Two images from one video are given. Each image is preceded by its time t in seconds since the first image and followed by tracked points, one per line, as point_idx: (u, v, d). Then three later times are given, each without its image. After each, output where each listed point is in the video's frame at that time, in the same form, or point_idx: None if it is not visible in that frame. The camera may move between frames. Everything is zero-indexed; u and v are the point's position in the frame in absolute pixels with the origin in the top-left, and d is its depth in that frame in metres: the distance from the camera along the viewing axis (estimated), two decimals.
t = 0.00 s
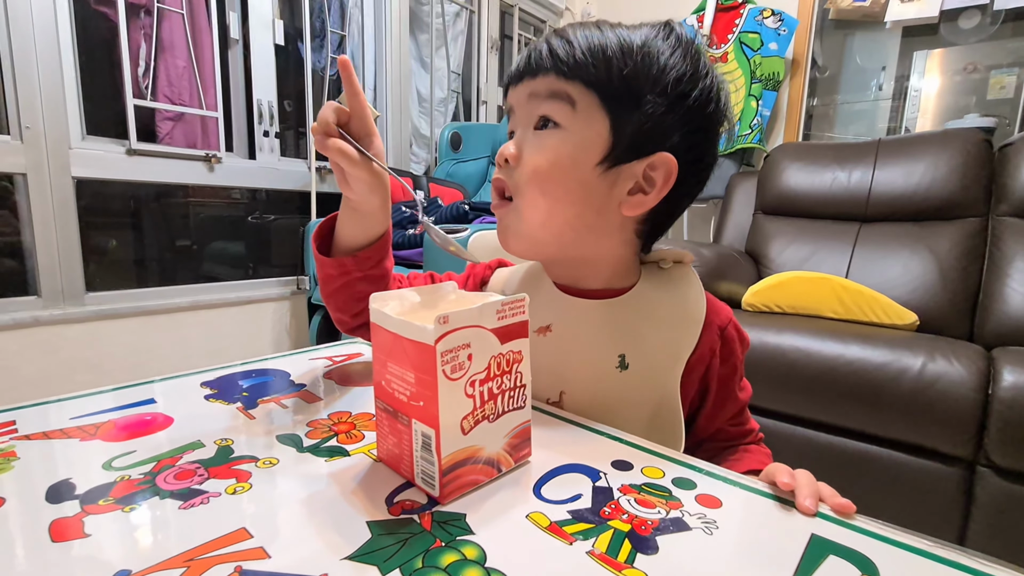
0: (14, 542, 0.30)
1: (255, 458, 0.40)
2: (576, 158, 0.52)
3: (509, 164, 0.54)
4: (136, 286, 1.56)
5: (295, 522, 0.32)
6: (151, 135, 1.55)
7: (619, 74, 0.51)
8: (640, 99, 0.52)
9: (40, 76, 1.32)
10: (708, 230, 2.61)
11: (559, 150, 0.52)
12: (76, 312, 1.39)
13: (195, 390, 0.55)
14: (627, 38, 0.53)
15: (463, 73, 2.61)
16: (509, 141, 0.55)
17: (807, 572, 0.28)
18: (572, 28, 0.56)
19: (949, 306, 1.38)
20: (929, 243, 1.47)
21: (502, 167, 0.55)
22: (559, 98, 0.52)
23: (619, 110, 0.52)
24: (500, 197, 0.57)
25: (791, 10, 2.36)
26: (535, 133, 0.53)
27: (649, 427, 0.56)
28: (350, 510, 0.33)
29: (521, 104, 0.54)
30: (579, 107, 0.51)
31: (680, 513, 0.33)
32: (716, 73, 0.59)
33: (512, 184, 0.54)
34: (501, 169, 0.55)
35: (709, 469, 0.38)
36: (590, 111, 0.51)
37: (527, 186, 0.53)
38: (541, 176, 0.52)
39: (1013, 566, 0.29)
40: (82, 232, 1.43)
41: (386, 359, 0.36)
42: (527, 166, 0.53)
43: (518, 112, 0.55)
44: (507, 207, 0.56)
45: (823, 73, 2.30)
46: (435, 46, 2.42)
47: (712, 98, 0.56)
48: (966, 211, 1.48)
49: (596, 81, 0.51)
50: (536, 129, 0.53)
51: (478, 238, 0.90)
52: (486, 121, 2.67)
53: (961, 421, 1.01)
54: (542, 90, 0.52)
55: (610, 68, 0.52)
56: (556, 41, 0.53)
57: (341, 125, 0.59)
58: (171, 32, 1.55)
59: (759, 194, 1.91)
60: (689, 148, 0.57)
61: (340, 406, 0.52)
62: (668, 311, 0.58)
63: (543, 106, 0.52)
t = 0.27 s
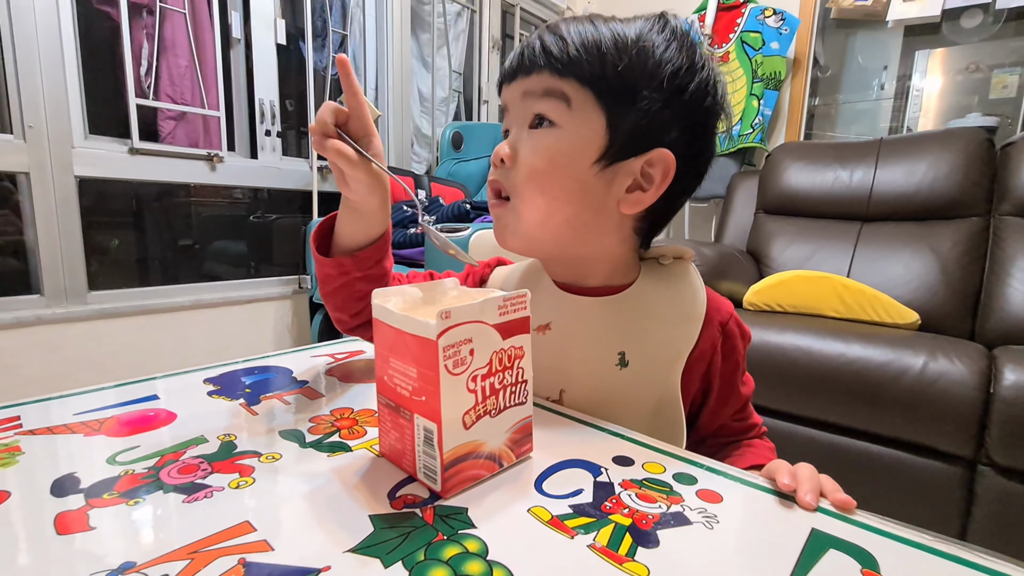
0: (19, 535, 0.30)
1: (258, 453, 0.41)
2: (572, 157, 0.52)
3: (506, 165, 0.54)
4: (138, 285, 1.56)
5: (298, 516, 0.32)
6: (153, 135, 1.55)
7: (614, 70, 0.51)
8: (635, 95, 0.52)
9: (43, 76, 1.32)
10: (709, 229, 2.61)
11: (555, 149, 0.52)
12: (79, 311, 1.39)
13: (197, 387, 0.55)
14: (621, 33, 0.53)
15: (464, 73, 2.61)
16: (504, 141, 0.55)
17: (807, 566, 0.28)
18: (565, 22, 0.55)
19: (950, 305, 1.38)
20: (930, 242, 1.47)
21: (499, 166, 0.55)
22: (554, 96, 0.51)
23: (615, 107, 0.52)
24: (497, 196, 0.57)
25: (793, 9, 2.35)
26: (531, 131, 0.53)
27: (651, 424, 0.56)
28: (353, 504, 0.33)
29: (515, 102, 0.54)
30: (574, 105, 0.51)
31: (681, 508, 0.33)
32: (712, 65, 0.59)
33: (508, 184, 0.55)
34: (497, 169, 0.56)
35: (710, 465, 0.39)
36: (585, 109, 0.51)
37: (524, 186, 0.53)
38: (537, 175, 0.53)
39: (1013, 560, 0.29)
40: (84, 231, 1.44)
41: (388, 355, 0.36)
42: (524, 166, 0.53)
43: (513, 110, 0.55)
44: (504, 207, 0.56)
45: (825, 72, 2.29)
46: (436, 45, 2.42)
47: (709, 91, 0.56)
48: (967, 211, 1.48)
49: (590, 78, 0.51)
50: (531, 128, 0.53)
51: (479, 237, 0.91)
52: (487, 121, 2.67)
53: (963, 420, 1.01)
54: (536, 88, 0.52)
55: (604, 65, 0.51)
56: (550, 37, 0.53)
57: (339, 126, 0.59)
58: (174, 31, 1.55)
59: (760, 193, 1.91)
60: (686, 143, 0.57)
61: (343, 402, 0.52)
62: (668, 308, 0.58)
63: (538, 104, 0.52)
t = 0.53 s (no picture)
0: (20, 536, 0.30)
1: (258, 454, 0.41)
2: (570, 162, 0.52)
3: (504, 169, 0.55)
4: (140, 286, 1.57)
5: (297, 517, 0.32)
6: (154, 135, 1.56)
7: (610, 75, 0.51)
8: (632, 98, 0.52)
9: (44, 76, 1.32)
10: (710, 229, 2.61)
11: (553, 154, 0.52)
12: (80, 312, 1.39)
13: (198, 388, 0.55)
14: (616, 37, 0.53)
15: (465, 73, 2.61)
16: (502, 145, 0.55)
17: (805, 568, 0.28)
18: (561, 26, 0.55)
19: (952, 305, 1.38)
20: (932, 242, 1.47)
21: (498, 170, 0.55)
22: (551, 101, 0.52)
23: (611, 112, 0.52)
24: (495, 198, 0.57)
25: (794, 9, 2.35)
26: (528, 136, 0.53)
27: (651, 423, 0.56)
28: (352, 505, 0.33)
29: (512, 107, 0.54)
30: (571, 110, 0.51)
31: (679, 509, 0.33)
32: (709, 67, 0.59)
33: (507, 188, 0.55)
34: (496, 173, 0.56)
35: (708, 466, 0.39)
36: (582, 114, 0.51)
37: (522, 190, 0.54)
38: (535, 179, 0.53)
39: (1012, 562, 0.29)
40: (86, 231, 1.44)
41: (387, 356, 0.36)
42: (522, 171, 0.53)
43: (510, 115, 0.55)
44: (503, 209, 0.57)
45: (826, 72, 2.28)
46: (437, 46, 2.42)
47: (705, 93, 0.56)
48: (969, 211, 1.47)
49: (586, 83, 0.51)
50: (529, 133, 0.53)
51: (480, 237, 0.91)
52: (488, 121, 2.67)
53: (964, 421, 1.01)
54: (533, 94, 0.52)
55: (600, 69, 0.51)
56: (545, 42, 0.53)
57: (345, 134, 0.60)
58: (175, 32, 1.55)
59: (761, 194, 1.90)
60: (683, 145, 0.57)
61: (343, 403, 0.52)
62: (668, 307, 0.58)
63: (536, 109, 0.52)
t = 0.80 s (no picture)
0: (18, 536, 0.30)
1: (257, 454, 0.41)
2: (570, 165, 0.52)
3: (506, 172, 0.54)
4: (140, 286, 1.57)
5: (295, 517, 0.32)
6: (155, 135, 1.56)
7: (610, 79, 0.51)
8: (632, 103, 0.52)
9: (46, 76, 1.32)
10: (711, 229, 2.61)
11: (553, 158, 0.52)
12: (81, 312, 1.40)
13: (197, 388, 0.55)
14: (617, 41, 0.52)
15: (466, 73, 2.61)
16: (504, 149, 0.55)
17: (803, 570, 0.28)
18: (562, 31, 0.55)
19: (953, 306, 1.38)
20: (933, 243, 1.47)
21: (498, 174, 0.55)
22: (551, 106, 0.51)
23: (612, 116, 0.52)
24: (495, 199, 0.57)
25: (795, 9, 2.35)
26: (529, 140, 0.53)
27: (651, 422, 0.56)
28: (350, 506, 0.33)
29: (513, 111, 0.54)
30: (572, 114, 0.51)
31: (677, 510, 0.33)
32: (709, 70, 0.59)
33: (507, 191, 0.55)
34: (497, 176, 0.56)
35: (707, 467, 0.39)
36: (582, 118, 0.51)
37: (523, 194, 0.54)
38: (536, 182, 0.53)
39: (1011, 564, 0.29)
40: (87, 231, 1.44)
41: (385, 357, 0.36)
42: (524, 174, 0.53)
43: (511, 119, 0.55)
44: (504, 211, 0.56)
45: (827, 72, 2.28)
46: (438, 46, 2.42)
47: (705, 96, 0.56)
48: (970, 211, 1.47)
49: (587, 88, 0.51)
50: (530, 136, 0.53)
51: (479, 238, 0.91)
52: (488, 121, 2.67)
53: (965, 421, 1.00)
54: (533, 98, 0.52)
55: (600, 74, 0.51)
56: (546, 47, 0.53)
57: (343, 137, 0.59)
58: (176, 32, 1.56)
59: (762, 194, 1.90)
60: (683, 148, 0.57)
61: (342, 403, 0.52)
62: (668, 307, 0.58)
63: (536, 114, 0.52)
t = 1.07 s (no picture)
0: (19, 534, 0.30)
1: (257, 453, 0.41)
2: (574, 166, 0.52)
3: (510, 173, 0.55)
4: (142, 286, 1.57)
5: (295, 516, 0.32)
6: (156, 136, 1.56)
7: (615, 81, 0.51)
8: (637, 104, 0.52)
9: (47, 77, 1.33)
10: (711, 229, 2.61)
11: (558, 158, 0.52)
12: (82, 312, 1.40)
13: (197, 388, 0.55)
14: (622, 42, 0.52)
15: (467, 74, 2.62)
16: (508, 149, 0.56)
17: (802, 568, 0.28)
18: (568, 32, 0.55)
19: (953, 306, 1.38)
20: (934, 243, 1.47)
21: (503, 174, 0.56)
22: (556, 107, 0.51)
23: (616, 117, 0.52)
24: (499, 198, 0.57)
25: (796, 10, 2.35)
26: (534, 140, 0.53)
27: (651, 422, 0.56)
28: (350, 505, 0.33)
29: (518, 111, 0.54)
30: (577, 115, 0.51)
31: (677, 509, 0.33)
32: (713, 72, 0.59)
33: (512, 191, 0.55)
34: (501, 177, 0.56)
35: (707, 467, 0.39)
36: (587, 119, 0.51)
37: (527, 194, 0.54)
38: (540, 183, 0.53)
39: (1010, 564, 0.29)
40: (88, 232, 1.45)
41: (385, 356, 0.36)
42: (528, 174, 0.53)
43: (516, 119, 0.55)
44: (508, 210, 0.57)
45: (828, 73, 2.29)
46: (438, 46, 2.42)
47: (709, 99, 0.56)
48: (971, 211, 1.47)
49: (592, 89, 0.51)
50: (534, 137, 0.53)
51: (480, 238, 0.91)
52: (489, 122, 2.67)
53: (965, 421, 1.00)
54: (539, 99, 0.52)
55: (606, 75, 0.51)
56: (552, 47, 0.53)
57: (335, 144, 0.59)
58: (177, 33, 1.56)
59: (763, 194, 1.90)
60: (686, 150, 0.57)
61: (342, 403, 0.52)
62: (669, 307, 0.58)
63: (541, 114, 0.52)
